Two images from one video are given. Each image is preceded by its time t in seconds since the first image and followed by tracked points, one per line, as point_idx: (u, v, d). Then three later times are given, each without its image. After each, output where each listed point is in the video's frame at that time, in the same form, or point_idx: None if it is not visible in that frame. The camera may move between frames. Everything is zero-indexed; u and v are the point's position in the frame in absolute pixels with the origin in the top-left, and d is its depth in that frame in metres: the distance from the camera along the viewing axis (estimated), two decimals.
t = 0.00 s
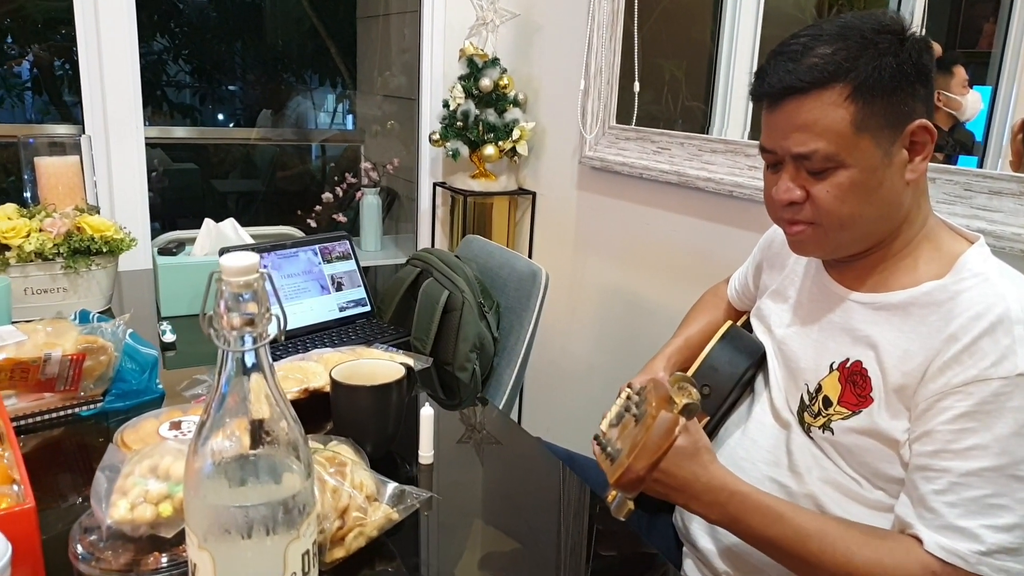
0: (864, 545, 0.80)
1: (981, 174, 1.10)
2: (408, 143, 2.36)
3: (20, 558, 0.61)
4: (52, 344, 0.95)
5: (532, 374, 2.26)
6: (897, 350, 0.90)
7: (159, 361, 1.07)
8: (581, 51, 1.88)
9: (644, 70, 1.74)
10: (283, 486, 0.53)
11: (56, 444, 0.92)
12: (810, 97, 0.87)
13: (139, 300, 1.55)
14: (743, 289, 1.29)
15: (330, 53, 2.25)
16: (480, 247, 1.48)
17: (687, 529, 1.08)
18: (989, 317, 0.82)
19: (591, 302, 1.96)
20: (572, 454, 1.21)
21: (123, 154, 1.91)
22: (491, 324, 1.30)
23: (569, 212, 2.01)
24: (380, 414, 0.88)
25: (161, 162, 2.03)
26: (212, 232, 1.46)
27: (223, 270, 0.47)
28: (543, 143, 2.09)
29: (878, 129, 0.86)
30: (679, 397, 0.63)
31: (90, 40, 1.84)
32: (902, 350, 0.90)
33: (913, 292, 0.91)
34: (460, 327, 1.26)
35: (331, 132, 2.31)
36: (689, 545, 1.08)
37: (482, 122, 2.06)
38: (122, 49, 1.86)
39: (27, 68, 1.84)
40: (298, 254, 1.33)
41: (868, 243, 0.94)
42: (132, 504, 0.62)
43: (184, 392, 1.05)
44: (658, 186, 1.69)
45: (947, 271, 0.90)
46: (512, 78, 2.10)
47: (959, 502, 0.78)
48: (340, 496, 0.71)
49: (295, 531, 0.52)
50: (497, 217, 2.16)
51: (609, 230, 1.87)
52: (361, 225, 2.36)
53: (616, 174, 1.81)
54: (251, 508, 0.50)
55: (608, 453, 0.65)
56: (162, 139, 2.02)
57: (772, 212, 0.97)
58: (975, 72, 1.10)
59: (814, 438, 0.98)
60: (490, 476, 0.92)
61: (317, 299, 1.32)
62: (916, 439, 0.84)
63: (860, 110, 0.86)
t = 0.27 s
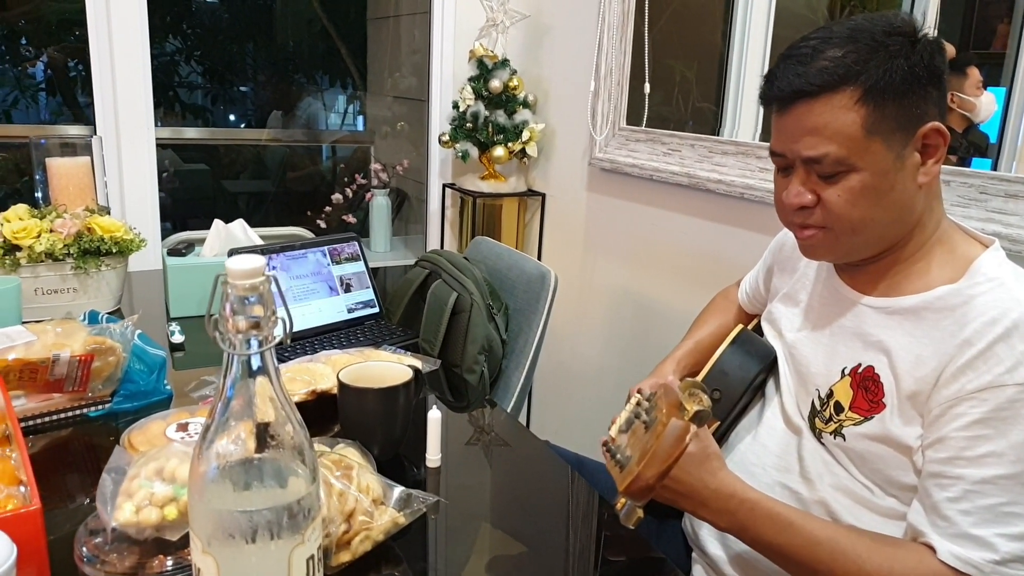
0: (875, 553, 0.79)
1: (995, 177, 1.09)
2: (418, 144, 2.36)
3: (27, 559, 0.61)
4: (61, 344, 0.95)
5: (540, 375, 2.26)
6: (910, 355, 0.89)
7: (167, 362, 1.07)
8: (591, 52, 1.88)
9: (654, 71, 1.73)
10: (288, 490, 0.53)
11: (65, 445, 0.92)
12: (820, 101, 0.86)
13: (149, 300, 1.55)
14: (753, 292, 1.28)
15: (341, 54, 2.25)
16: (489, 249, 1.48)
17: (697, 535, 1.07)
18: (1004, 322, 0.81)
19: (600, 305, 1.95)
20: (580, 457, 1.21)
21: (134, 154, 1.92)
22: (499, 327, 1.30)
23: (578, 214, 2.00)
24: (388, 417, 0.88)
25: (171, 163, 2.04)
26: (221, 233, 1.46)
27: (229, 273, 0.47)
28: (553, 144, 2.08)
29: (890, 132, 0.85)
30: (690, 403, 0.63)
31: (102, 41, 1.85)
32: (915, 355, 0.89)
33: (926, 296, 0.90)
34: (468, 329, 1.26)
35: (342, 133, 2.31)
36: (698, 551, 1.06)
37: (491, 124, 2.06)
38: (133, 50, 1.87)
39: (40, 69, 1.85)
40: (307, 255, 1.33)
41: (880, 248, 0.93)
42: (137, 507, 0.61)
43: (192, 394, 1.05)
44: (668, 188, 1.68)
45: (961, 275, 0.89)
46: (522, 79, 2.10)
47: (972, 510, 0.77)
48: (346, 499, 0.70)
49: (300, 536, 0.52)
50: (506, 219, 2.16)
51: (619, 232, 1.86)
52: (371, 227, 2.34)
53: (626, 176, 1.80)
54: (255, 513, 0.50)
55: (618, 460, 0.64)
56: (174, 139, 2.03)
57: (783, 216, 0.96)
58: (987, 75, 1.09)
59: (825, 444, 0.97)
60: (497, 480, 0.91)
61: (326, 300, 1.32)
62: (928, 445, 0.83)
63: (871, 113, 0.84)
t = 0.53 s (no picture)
0: (877, 557, 0.79)
1: (1005, 181, 1.07)
2: (426, 142, 2.35)
3: (27, 555, 0.61)
4: (65, 340, 0.95)
5: (546, 376, 2.25)
6: (917, 360, 0.88)
7: (172, 359, 1.07)
8: (600, 53, 1.87)
9: (663, 72, 1.72)
10: (290, 490, 0.52)
11: (68, 439, 0.92)
12: (826, 105, 0.85)
13: (154, 296, 1.55)
14: (761, 295, 1.27)
15: (350, 52, 2.25)
16: (496, 248, 1.47)
17: (702, 539, 1.05)
18: (1012, 328, 0.80)
19: (607, 305, 1.95)
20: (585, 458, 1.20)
21: (143, 148, 1.92)
22: (506, 326, 1.29)
23: (586, 215, 1.99)
24: (392, 415, 0.87)
25: (179, 159, 2.04)
26: (227, 230, 1.46)
27: (231, 270, 0.46)
28: (561, 144, 2.08)
29: (896, 136, 0.84)
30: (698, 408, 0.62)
31: (110, 36, 1.85)
32: (923, 360, 0.87)
33: (935, 300, 0.88)
34: (474, 329, 1.25)
35: (350, 130, 2.31)
36: (703, 555, 1.05)
37: (500, 123, 2.05)
38: (143, 45, 1.87)
39: (50, 65, 1.85)
40: (314, 253, 1.33)
41: (887, 252, 0.92)
42: (139, 504, 0.61)
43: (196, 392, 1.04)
44: (676, 190, 1.67)
45: (971, 280, 0.88)
46: (531, 78, 2.09)
47: (978, 516, 0.76)
48: (349, 498, 0.70)
49: (301, 536, 0.51)
50: (513, 219, 2.15)
51: (626, 233, 1.85)
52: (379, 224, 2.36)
53: (634, 177, 1.79)
54: (257, 511, 0.49)
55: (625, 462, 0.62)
56: (183, 136, 2.03)
57: (790, 220, 0.96)
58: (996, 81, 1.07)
59: (831, 449, 0.95)
60: (500, 481, 0.90)
61: (332, 298, 1.32)
62: (935, 451, 0.82)
63: (877, 117, 0.84)
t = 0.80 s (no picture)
0: (885, 554, 0.78)
1: (1017, 177, 1.05)
2: (431, 135, 2.32)
3: (31, 552, 0.60)
4: (68, 334, 0.94)
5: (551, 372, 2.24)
6: (929, 356, 0.86)
7: (176, 353, 1.06)
8: (608, 45, 1.85)
9: (671, 65, 1.71)
10: (298, 487, 0.51)
11: (72, 434, 0.91)
12: (834, 101, 0.84)
13: (157, 290, 1.54)
14: (769, 290, 1.25)
15: (354, 44, 2.24)
16: (502, 242, 1.46)
17: (710, 534, 1.03)
18: None
19: (613, 300, 1.93)
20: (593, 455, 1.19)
21: (145, 144, 1.91)
22: (512, 321, 1.28)
23: (592, 210, 1.98)
24: (399, 410, 0.86)
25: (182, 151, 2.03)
26: (232, 223, 1.45)
27: (238, 264, 0.45)
28: (567, 138, 2.06)
29: (906, 131, 0.83)
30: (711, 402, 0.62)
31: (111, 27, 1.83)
32: (935, 356, 0.86)
33: (947, 296, 0.87)
34: (480, 324, 1.24)
35: (353, 123, 2.31)
36: (711, 551, 1.03)
37: (505, 116, 2.02)
38: (145, 36, 1.85)
39: (51, 56, 1.84)
40: (318, 247, 1.32)
41: (898, 248, 0.91)
42: (144, 501, 0.60)
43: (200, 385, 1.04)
44: (683, 184, 1.66)
45: (983, 275, 0.86)
46: (537, 71, 2.07)
47: (990, 513, 0.74)
48: (356, 495, 0.69)
49: (310, 534, 0.50)
50: (519, 213, 2.14)
51: (633, 228, 1.83)
52: (383, 219, 2.32)
53: (641, 170, 1.78)
54: (264, 510, 0.48)
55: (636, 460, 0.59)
56: (185, 128, 2.02)
57: (800, 217, 0.95)
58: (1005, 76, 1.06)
59: (842, 445, 0.94)
60: (506, 477, 0.89)
61: (337, 292, 1.31)
62: (946, 447, 0.80)
63: (886, 113, 0.82)
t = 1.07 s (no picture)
0: (901, 550, 0.73)
1: None
2: (428, 130, 2.30)
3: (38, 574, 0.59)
4: (67, 343, 0.92)
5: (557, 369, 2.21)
6: (945, 350, 0.79)
7: (178, 360, 1.04)
8: (607, 37, 1.83)
9: (670, 56, 1.69)
10: (320, 506, 0.50)
11: (72, 446, 0.89)
12: (844, 95, 0.80)
13: (156, 293, 1.51)
14: (777, 283, 1.18)
15: (347, 36, 2.20)
16: (507, 239, 1.44)
17: (727, 532, 1.01)
18: None
19: (616, 294, 1.92)
20: (605, 455, 1.16)
21: (138, 148, 1.88)
22: (519, 319, 1.26)
23: (594, 204, 1.96)
24: (412, 415, 0.84)
25: (175, 149, 2.00)
26: (231, 224, 1.43)
27: (254, 276, 0.44)
28: (567, 131, 2.04)
29: (917, 124, 0.79)
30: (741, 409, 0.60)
31: (103, 22, 1.80)
32: (952, 350, 0.78)
33: (960, 289, 0.80)
34: (488, 322, 1.22)
35: (348, 118, 2.28)
36: (728, 550, 1.01)
37: (505, 109, 2.01)
38: (137, 28, 1.81)
39: (35, 51, 1.80)
40: (320, 247, 1.29)
41: (908, 242, 0.85)
42: (157, 520, 0.58)
43: (204, 392, 1.02)
44: (685, 177, 1.63)
45: (997, 267, 0.80)
46: (536, 64, 2.05)
47: (1010, 508, 0.68)
48: (373, 506, 0.67)
49: (334, 554, 0.49)
50: (520, 207, 2.11)
51: (635, 222, 1.81)
52: (381, 215, 2.30)
53: (643, 163, 1.75)
54: (286, 532, 0.47)
55: (667, 469, 0.57)
56: (175, 125, 1.99)
57: (811, 213, 0.90)
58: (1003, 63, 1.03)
59: (858, 440, 0.86)
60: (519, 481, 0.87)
61: (340, 293, 1.29)
62: (963, 442, 0.74)
63: (897, 107, 0.78)
